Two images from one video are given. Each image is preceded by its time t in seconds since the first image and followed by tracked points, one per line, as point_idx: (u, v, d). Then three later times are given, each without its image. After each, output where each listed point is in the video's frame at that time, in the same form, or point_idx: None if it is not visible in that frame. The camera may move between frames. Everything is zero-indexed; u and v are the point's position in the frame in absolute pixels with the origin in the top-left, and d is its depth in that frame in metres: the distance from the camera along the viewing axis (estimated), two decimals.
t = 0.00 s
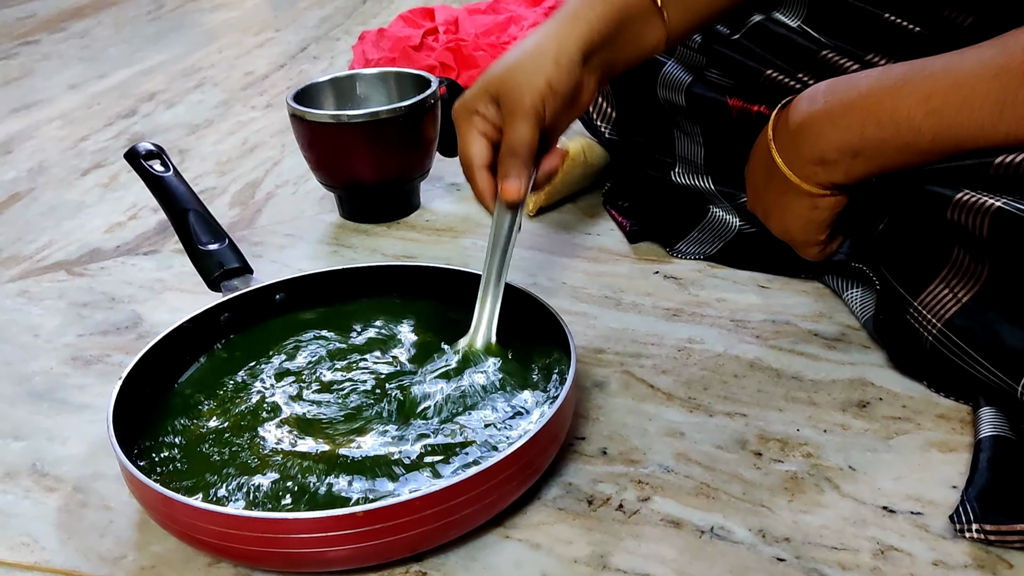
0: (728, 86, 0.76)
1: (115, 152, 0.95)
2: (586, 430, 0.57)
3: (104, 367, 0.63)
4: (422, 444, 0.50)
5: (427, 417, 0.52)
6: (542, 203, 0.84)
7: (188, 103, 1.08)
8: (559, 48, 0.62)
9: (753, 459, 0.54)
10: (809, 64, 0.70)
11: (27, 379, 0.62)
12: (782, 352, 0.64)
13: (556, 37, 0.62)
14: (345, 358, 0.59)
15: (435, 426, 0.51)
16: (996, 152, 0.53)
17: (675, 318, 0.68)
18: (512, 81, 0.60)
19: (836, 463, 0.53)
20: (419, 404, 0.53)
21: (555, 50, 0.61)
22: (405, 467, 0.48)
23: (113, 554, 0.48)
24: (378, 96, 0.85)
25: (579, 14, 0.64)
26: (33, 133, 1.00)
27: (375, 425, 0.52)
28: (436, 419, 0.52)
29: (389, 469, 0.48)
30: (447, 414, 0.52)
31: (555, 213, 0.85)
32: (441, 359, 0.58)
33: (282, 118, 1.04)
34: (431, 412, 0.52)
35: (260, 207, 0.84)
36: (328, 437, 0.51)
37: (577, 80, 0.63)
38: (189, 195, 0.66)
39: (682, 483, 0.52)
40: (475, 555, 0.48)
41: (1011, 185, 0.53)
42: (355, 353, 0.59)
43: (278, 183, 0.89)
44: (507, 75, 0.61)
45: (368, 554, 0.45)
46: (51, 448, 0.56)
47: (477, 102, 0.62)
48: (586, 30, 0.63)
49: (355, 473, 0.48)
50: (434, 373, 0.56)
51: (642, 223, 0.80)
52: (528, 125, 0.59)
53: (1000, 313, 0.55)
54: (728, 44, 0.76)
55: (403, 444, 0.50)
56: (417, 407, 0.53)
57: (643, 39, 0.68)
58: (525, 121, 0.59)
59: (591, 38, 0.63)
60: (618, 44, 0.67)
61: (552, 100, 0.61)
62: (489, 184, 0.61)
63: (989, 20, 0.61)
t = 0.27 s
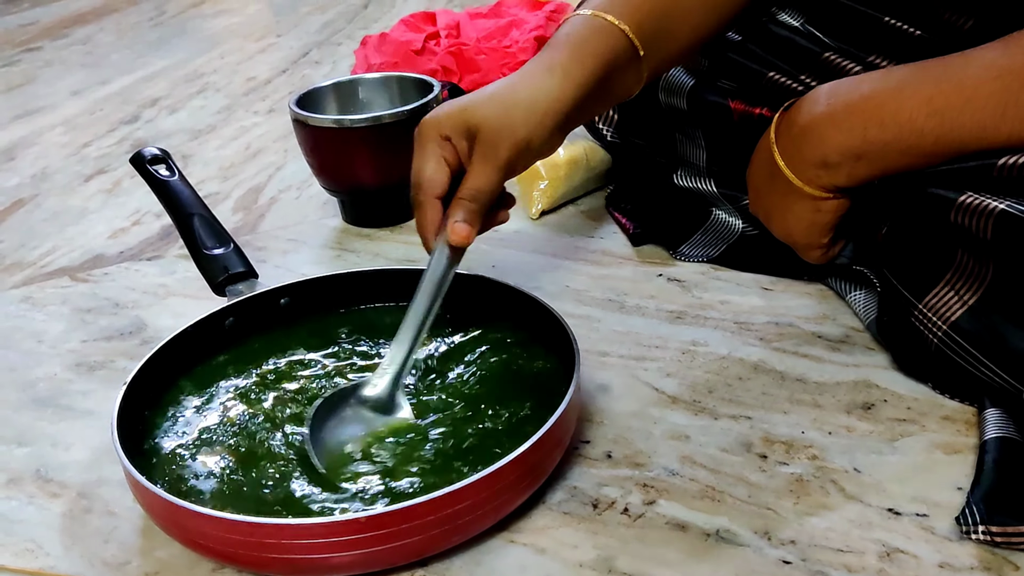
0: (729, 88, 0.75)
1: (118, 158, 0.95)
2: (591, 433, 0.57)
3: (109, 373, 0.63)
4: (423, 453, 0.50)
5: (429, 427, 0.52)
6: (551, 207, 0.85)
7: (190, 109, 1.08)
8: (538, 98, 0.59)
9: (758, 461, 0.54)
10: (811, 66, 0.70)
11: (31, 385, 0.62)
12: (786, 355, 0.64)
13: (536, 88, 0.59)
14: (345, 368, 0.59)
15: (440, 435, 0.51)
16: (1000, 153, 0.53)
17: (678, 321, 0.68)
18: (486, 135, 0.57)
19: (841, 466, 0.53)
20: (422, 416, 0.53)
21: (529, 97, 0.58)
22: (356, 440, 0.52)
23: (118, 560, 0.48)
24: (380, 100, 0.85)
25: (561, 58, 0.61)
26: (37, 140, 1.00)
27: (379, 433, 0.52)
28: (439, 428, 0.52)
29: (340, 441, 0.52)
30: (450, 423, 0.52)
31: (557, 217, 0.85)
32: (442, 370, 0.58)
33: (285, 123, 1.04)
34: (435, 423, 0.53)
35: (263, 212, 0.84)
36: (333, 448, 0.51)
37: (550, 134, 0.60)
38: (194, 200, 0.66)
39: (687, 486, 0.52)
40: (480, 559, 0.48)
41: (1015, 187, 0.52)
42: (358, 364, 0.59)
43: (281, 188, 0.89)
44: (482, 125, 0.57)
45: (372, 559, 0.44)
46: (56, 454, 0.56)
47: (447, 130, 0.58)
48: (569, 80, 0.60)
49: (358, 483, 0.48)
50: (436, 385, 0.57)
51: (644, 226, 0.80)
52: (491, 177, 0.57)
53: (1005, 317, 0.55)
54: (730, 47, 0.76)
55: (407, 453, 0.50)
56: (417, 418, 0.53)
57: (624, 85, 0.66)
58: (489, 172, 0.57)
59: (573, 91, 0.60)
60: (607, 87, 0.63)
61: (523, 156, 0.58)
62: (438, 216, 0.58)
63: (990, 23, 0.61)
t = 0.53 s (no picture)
0: (727, 89, 0.75)
1: (120, 163, 0.95)
2: (595, 435, 0.57)
3: (112, 378, 0.63)
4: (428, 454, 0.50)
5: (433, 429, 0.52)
6: (546, 207, 0.84)
7: (192, 114, 1.08)
8: (492, 105, 0.60)
9: (762, 463, 0.54)
10: (811, 67, 0.69)
11: (34, 390, 0.62)
12: (790, 356, 0.64)
13: (492, 93, 0.60)
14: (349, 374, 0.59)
15: (444, 437, 0.51)
16: (1002, 153, 0.52)
17: (681, 323, 0.68)
18: (438, 134, 0.58)
19: (845, 467, 0.53)
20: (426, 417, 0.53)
21: (484, 101, 0.60)
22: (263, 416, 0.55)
23: (122, 564, 0.48)
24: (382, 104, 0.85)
25: (519, 71, 0.62)
26: (39, 145, 1.01)
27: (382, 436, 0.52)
28: (444, 431, 0.52)
29: (263, 400, 0.56)
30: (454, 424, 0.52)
31: (559, 219, 0.85)
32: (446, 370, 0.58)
33: (286, 127, 1.04)
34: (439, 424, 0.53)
35: (266, 216, 0.84)
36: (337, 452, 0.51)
37: (493, 140, 0.61)
38: (200, 204, 0.66)
39: (692, 488, 0.52)
40: (484, 562, 0.48)
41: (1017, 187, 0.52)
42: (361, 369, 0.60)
43: (283, 192, 0.89)
44: (436, 120, 0.58)
45: (377, 562, 0.44)
46: (60, 459, 0.56)
47: (400, 117, 0.59)
48: (519, 88, 0.62)
49: (364, 485, 0.48)
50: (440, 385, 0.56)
51: (647, 228, 0.80)
52: (429, 173, 0.59)
53: (1010, 318, 0.55)
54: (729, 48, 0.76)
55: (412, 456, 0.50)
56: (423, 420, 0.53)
57: (569, 96, 0.67)
58: (427, 168, 0.58)
59: (525, 99, 0.62)
60: (553, 99, 0.65)
61: (464, 159, 0.60)
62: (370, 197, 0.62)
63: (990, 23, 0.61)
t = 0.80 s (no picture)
0: (734, 91, 0.75)
1: (123, 166, 0.95)
2: (598, 436, 0.57)
3: (116, 380, 0.63)
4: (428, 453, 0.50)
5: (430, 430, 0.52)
6: (548, 207, 0.84)
7: (194, 117, 1.08)
8: (523, 51, 0.60)
9: (766, 463, 0.54)
10: (816, 68, 0.69)
11: (39, 393, 0.62)
12: (793, 356, 0.64)
13: (518, 40, 0.60)
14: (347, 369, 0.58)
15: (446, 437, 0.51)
16: (1005, 152, 0.52)
17: (684, 323, 0.68)
18: (468, 82, 0.60)
19: (850, 466, 0.53)
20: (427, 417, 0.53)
21: (513, 50, 0.60)
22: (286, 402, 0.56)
23: (127, 567, 0.48)
24: (384, 106, 0.85)
25: (546, 18, 0.61)
26: (42, 149, 1.01)
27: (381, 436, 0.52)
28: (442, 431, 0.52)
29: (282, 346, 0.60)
30: (456, 424, 0.52)
31: (561, 220, 0.85)
32: (447, 369, 0.58)
33: (288, 130, 1.04)
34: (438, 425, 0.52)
35: (269, 219, 0.85)
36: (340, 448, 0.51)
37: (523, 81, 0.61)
38: (204, 207, 0.66)
39: (696, 488, 0.52)
40: (489, 563, 0.48)
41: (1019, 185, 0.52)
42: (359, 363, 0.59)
43: (286, 194, 0.89)
44: (464, 71, 0.60)
45: (382, 564, 0.44)
46: (64, 462, 0.56)
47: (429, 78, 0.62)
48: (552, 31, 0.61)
49: (364, 485, 0.48)
50: (443, 385, 0.56)
51: (650, 228, 0.80)
52: (467, 121, 0.60)
53: (1013, 316, 0.55)
54: (732, 49, 0.75)
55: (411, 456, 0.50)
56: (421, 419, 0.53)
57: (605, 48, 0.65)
58: (464, 116, 0.60)
59: (559, 44, 0.61)
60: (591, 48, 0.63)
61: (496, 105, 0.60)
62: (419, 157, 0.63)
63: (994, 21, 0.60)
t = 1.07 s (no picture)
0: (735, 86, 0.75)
1: (126, 166, 0.95)
2: (602, 435, 0.57)
3: (119, 380, 0.63)
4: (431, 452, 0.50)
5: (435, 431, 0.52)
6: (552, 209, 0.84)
7: (197, 116, 1.08)
8: (593, 58, 0.64)
9: (771, 461, 0.54)
10: (819, 65, 0.69)
11: (42, 393, 0.62)
12: (797, 353, 0.63)
13: (582, 53, 0.64)
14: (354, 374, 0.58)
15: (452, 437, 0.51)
16: (1010, 147, 0.52)
17: (689, 321, 0.68)
18: (542, 99, 0.63)
19: (855, 464, 0.53)
20: (431, 416, 0.53)
21: (582, 62, 0.64)
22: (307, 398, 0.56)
23: (130, 566, 0.48)
24: (387, 105, 0.85)
25: (607, 27, 0.65)
26: (45, 149, 1.01)
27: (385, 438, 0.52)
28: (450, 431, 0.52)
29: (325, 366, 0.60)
30: (459, 424, 0.52)
31: (565, 218, 0.85)
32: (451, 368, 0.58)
33: (291, 129, 1.04)
34: (444, 425, 0.52)
35: (271, 218, 0.85)
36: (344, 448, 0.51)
37: (603, 86, 0.64)
38: (208, 205, 0.66)
39: (700, 486, 0.52)
40: (493, 562, 0.48)
41: None
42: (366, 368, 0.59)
43: (289, 194, 0.89)
44: (536, 89, 0.63)
45: (386, 563, 0.44)
46: (67, 462, 0.56)
47: (501, 116, 0.65)
48: (615, 36, 0.65)
49: (366, 485, 0.48)
50: (445, 386, 0.56)
51: (653, 226, 0.80)
52: (551, 136, 0.61)
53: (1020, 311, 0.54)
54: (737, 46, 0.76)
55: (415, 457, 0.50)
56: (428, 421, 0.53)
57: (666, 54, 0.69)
58: (547, 131, 0.61)
59: (621, 55, 0.65)
60: (650, 52, 0.67)
61: (576, 110, 0.63)
62: (510, 193, 0.63)
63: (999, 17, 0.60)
